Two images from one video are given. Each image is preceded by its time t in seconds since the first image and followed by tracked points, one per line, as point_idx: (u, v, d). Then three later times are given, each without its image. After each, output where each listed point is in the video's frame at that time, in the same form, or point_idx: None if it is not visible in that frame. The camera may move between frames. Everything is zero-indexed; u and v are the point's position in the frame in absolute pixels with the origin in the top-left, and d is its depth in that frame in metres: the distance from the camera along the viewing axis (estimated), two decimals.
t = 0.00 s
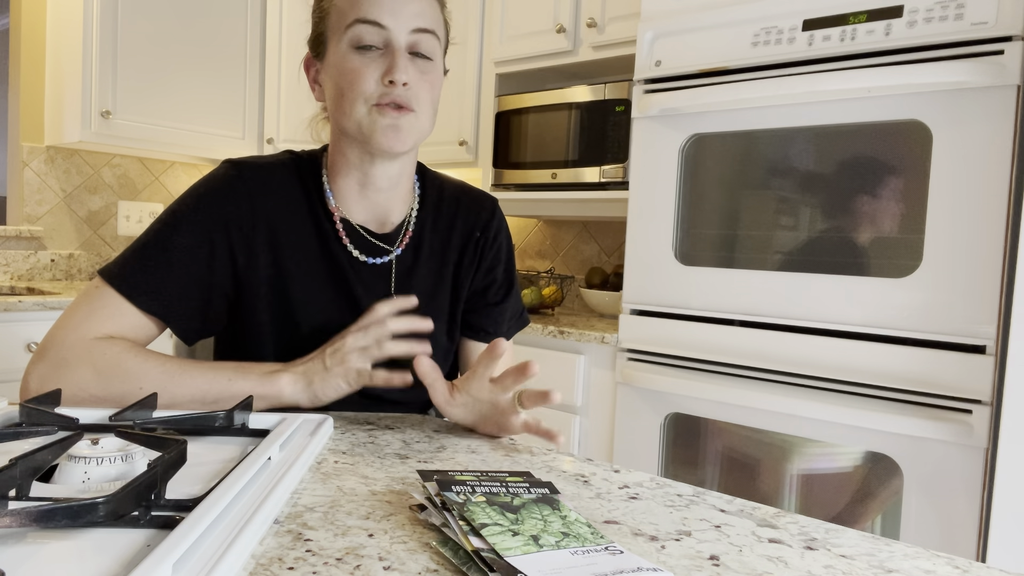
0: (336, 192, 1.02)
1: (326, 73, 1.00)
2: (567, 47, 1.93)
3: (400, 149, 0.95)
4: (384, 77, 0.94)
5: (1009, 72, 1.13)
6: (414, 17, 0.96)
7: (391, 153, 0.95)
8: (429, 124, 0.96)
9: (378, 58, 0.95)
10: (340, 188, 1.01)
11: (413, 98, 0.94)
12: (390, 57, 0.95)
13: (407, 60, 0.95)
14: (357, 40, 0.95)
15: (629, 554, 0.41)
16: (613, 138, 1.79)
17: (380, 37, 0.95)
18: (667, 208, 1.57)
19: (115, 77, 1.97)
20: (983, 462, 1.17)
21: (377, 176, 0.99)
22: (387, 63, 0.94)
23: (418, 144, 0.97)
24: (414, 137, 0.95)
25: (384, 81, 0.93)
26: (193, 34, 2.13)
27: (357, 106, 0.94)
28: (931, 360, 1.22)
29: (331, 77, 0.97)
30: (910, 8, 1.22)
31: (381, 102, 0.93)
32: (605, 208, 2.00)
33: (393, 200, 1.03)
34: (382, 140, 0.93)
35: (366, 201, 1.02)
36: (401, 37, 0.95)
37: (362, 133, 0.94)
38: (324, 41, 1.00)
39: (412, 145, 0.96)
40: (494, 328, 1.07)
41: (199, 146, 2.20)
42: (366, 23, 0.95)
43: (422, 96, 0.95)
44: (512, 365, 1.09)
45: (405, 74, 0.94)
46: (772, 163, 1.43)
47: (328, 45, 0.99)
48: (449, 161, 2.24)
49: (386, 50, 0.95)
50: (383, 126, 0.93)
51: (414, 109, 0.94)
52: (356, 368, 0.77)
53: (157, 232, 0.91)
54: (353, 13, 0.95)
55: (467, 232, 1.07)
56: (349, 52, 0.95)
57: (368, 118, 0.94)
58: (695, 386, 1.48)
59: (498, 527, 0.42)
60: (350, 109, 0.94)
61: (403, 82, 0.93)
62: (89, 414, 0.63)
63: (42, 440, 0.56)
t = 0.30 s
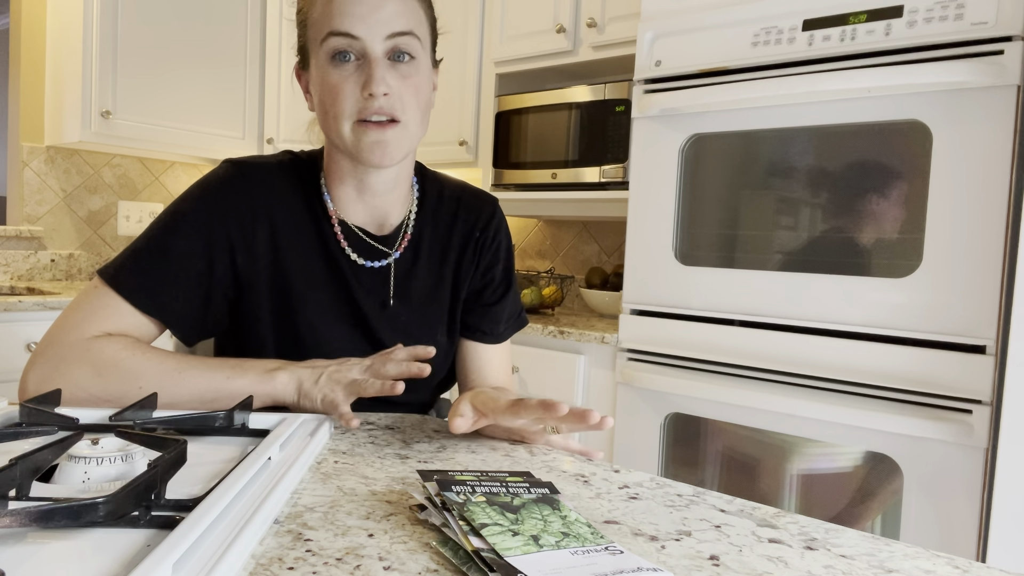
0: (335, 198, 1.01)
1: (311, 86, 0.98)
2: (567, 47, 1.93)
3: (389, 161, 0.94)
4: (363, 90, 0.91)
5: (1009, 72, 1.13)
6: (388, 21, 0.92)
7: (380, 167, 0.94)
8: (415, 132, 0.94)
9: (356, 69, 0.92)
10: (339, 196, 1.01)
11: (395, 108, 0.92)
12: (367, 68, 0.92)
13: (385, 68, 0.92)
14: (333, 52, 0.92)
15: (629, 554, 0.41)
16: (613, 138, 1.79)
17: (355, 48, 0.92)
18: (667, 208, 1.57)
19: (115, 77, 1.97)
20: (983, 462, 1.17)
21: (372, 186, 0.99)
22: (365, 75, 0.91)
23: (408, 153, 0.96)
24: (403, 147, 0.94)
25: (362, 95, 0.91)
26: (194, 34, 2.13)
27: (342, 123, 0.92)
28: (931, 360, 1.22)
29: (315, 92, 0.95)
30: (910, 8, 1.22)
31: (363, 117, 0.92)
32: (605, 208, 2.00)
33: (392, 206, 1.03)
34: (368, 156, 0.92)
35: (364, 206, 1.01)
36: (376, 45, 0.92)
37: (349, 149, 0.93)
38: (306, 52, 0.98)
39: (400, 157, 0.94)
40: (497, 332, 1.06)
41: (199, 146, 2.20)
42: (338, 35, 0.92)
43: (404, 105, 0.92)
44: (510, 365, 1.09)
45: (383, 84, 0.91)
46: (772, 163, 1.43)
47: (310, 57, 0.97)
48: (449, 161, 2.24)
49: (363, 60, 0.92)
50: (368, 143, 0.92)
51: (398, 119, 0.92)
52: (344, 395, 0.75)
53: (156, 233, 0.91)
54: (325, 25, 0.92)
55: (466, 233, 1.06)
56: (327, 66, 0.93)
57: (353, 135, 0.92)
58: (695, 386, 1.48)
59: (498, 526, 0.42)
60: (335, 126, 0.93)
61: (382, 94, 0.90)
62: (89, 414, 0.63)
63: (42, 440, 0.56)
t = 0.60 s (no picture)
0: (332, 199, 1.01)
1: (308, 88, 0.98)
2: (567, 47, 1.93)
3: (382, 170, 0.94)
4: (358, 99, 0.91)
5: (1010, 72, 1.13)
6: (385, 29, 0.91)
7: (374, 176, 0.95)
8: (409, 142, 0.94)
9: (351, 76, 0.92)
10: (337, 199, 1.01)
11: (389, 119, 0.92)
12: (362, 77, 0.91)
13: (380, 78, 0.92)
14: (328, 59, 0.92)
15: (629, 554, 0.41)
16: (613, 138, 1.80)
17: (350, 54, 0.91)
18: (667, 208, 1.57)
19: (115, 77, 1.97)
20: (983, 462, 1.18)
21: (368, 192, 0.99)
22: (359, 84, 0.91)
23: (402, 161, 0.96)
24: (397, 155, 0.94)
25: (356, 105, 0.91)
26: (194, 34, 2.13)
27: (336, 131, 0.93)
28: (931, 360, 1.22)
29: (312, 96, 0.95)
30: (910, 8, 1.22)
31: (357, 126, 0.92)
32: (605, 208, 2.00)
33: (389, 210, 1.03)
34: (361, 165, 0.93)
35: (361, 209, 1.01)
36: (372, 53, 0.91)
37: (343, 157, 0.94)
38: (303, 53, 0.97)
39: (394, 166, 0.95)
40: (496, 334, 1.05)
41: (199, 146, 2.20)
42: (333, 41, 0.90)
43: (398, 115, 0.92)
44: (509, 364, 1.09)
45: (377, 94, 0.91)
46: (772, 163, 1.43)
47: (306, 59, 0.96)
48: (449, 161, 2.24)
49: (358, 68, 0.92)
50: (361, 153, 0.92)
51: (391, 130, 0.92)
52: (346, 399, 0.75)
53: (155, 232, 0.91)
54: (321, 30, 0.91)
55: (465, 233, 1.06)
56: (322, 73, 0.92)
57: (346, 144, 0.93)
58: (695, 386, 1.48)
59: (498, 527, 0.42)
60: (330, 133, 0.93)
61: (376, 104, 0.90)
62: (88, 414, 0.63)
63: (42, 440, 0.56)
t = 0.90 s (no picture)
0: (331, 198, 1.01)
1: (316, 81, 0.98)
2: (567, 47, 1.93)
3: (387, 165, 0.94)
4: (369, 93, 0.91)
5: (1009, 72, 1.13)
6: (400, 27, 0.92)
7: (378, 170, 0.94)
8: (416, 139, 0.94)
9: (363, 71, 0.92)
10: (337, 195, 1.00)
11: (398, 114, 0.92)
12: (374, 71, 0.92)
13: (392, 73, 0.92)
14: (341, 52, 0.92)
15: (629, 554, 0.41)
16: (613, 138, 1.80)
17: (364, 49, 0.92)
18: (667, 208, 1.57)
19: (115, 77, 1.97)
20: (983, 462, 1.18)
21: (369, 186, 0.99)
22: (371, 78, 0.91)
23: (407, 157, 0.96)
24: (402, 152, 0.94)
25: (367, 97, 0.91)
26: (193, 34, 2.13)
27: (343, 123, 0.92)
28: (931, 360, 1.22)
29: (320, 88, 0.95)
30: (910, 8, 1.22)
31: (366, 119, 0.92)
32: (605, 209, 2.00)
33: (388, 207, 1.03)
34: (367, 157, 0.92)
35: (360, 205, 1.01)
36: (385, 49, 0.92)
37: (349, 149, 0.93)
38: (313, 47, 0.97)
39: (399, 161, 0.94)
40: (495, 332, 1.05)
41: (198, 146, 2.20)
42: (348, 35, 0.91)
43: (408, 111, 0.93)
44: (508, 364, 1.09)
45: (389, 89, 0.91)
46: (772, 163, 1.43)
47: (316, 53, 0.97)
48: (448, 161, 2.24)
49: (371, 62, 0.92)
50: (368, 145, 0.92)
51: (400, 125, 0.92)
52: (353, 408, 0.75)
53: (154, 231, 0.91)
54: (336, 24, 0.92)
55: (464, 233, 1.06)
56: (333, 65, 0.93)
57: (353, 136, 0.92)
58: (695, 386, 1.48)
59: (498, 527, 0.42)
60: (336, 125, 0.93)
61: (387, 98, 0.91)
62: (89, 414, 0.63)
63: (42, 440, 0.56)
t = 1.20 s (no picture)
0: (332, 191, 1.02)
1: (326, 68, 0.99)
2: (567, 47, 1.93)
3: (395, 145, 0.94)
4: (384, 72, 0.93)
5: (1009, 72, 1.13)
6: (418, 14, 0.96)
7: (387, 151, 0.94)
8: (425, 122, 0.95)
9: (379, 52, 0.95)
10: (338, 184, 1.01)
11: (411, 94, 0.94)
12: (391, 53, 0.94)
13: (407, 57, 0.95)
14: (358, 33, 0.95)
15: (629, 554, 0.41)
16: (613, 139, 1.80)
17: (381, 32, 0.95)
18: (667, 208, 1.57)
19: (115, 77, 1.97)
20: (983, 462, 1.18)
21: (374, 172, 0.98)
22: (388, 58, 0.94)
23: (415, 142, 0.96)
24: (410, 134, 0.95)
25: (383, 76, 0.93)
26: (193, 34, 2.13)
27: (355, 100, 0.93)
28: (931, 360, 1.22)
29: (332, 71, 0.97)
30: (910, 8, 1.22)
31: (378, 97, 0.93)
32: (605, 209, 2.00)
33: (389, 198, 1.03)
34: (378, 135, 0.93)
35: (360, 198, 1.01)
36: (403, 33, 0.95)
37: (359, 127, 0.93)
38: (326, 35, 1.00)
39: (407, 143, 0.95)
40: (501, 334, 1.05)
41: (198, 146, 2.20)
42: (367, 17, 0.94)
43: (421, 93, 0.95)
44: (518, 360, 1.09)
45: (405, 69, 0.94)
46: (772, 163, 1.43)
47: (330, 39, 0.99)
48: (449, 161, 2.24)
49: (387, 45, 0.95)
50: (380, 122, 0.92)
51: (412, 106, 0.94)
52: (354, 408, 0.75)
53: (153, 229, 0.91)
54: (355, 7, 0.95)
55: (465, 234, 1.06)
56: (349, 46, 0.95)
57: (365, 113, 0.93)
58: (695, 386, 1.48)
59: (498, 526, 0.42)
60: (348, 103, 0.93)
61: (402, 77, 0.93)
62: (88, 414, 0.63)
63: (42, 440, 0.56)
